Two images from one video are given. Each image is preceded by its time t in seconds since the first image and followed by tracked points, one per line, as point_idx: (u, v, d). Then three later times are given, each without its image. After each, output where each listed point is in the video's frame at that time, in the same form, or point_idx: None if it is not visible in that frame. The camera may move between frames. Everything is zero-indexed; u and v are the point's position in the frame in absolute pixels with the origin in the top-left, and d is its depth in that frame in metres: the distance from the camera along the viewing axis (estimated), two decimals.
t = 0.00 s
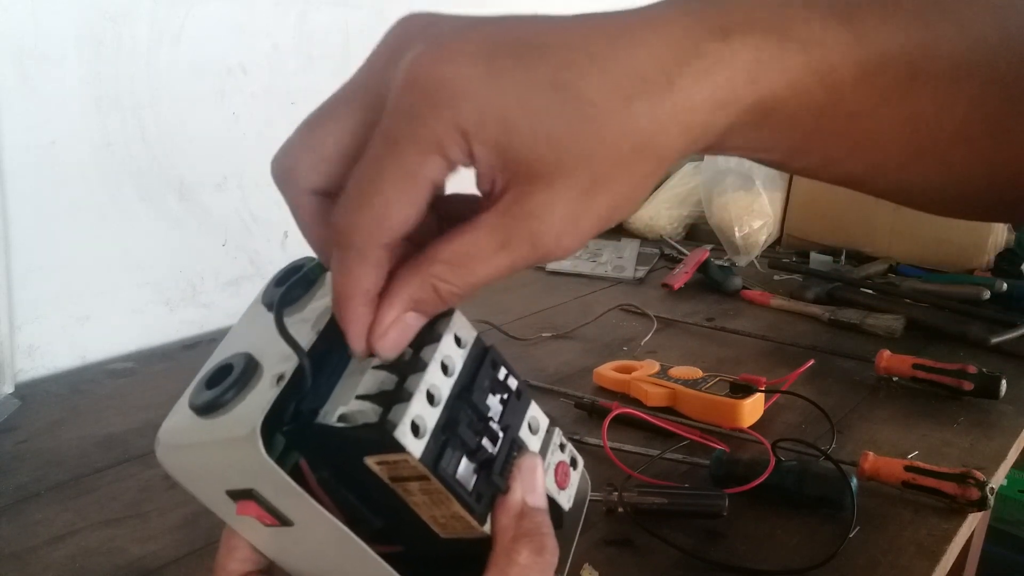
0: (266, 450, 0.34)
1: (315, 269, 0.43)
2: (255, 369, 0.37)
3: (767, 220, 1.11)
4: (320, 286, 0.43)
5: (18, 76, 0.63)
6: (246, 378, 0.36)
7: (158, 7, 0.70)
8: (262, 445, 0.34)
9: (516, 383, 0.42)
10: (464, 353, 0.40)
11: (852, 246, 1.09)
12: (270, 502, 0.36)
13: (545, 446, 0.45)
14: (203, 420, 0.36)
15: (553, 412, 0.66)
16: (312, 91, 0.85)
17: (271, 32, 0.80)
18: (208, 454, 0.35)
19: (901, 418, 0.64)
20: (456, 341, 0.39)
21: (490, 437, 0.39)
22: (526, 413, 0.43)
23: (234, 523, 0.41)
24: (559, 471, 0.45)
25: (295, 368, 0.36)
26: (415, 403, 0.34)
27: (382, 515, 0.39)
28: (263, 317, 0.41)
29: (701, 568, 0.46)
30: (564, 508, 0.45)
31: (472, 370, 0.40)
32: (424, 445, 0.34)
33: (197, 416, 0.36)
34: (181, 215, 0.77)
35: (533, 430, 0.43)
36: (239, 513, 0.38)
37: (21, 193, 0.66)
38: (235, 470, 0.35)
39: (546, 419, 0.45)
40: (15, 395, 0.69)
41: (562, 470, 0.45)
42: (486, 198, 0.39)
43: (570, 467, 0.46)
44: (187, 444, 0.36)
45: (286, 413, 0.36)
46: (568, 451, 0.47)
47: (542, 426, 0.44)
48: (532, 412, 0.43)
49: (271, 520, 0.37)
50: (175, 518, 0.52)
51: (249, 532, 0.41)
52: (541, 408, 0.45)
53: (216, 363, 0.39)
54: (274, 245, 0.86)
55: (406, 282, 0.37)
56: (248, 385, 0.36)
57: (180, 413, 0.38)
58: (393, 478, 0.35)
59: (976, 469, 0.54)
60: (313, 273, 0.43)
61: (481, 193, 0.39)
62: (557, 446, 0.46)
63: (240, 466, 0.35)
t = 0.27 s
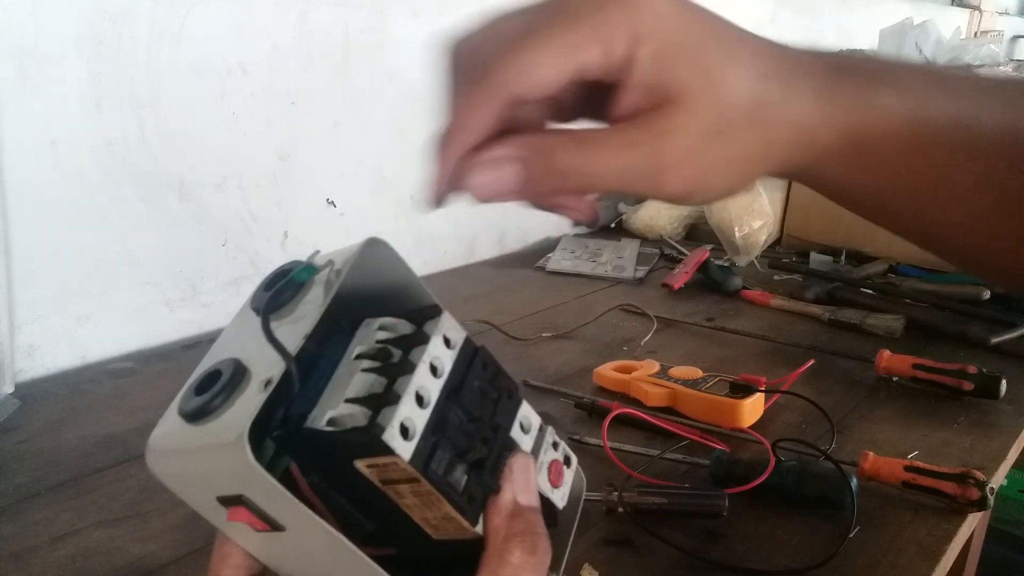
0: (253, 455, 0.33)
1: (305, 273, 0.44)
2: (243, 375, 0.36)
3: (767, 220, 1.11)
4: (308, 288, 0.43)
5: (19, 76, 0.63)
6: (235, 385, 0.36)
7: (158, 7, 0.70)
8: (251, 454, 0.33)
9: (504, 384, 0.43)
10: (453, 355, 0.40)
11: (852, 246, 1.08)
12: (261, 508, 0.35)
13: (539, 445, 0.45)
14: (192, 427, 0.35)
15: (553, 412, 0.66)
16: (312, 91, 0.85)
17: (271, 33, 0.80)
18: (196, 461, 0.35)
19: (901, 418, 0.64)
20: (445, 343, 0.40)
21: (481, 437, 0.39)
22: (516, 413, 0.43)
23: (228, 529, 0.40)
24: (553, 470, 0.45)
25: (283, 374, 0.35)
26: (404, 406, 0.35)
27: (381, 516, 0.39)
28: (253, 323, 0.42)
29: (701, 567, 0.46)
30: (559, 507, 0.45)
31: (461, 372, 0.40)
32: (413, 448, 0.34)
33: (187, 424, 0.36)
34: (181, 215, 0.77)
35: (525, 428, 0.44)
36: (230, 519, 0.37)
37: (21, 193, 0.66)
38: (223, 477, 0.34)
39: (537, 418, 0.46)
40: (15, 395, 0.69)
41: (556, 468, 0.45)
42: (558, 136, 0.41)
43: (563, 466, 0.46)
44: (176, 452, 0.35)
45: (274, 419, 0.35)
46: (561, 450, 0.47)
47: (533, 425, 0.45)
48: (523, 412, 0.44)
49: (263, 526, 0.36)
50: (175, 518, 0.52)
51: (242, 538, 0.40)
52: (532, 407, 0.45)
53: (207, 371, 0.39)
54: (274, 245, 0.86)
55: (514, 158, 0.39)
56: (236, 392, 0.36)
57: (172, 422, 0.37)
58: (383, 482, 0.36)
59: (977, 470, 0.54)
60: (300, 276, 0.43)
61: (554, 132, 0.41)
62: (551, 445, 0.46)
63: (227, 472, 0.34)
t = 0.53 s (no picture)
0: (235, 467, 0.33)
1: (280, 282, 0.41)
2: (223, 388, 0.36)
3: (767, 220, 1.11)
4: (284, 297, 0.40)
5: (20, 76, 0.64)
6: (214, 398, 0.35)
7: (158, 7, 0.70)
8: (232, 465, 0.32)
9: (488, 384, 0.43)
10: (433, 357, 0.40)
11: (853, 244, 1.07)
12: (245, 520, 0.35)
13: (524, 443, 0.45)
14: (173, 442, 0.35)
15: (552, 412, 0.66)
16: (312, 91, 0.85)
17: (270, 32, 0.79)
18: (178, 474, 0.34)
19: (901, 417, 0.64)
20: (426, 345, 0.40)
21: (465, 439, 0.39)
22: (501, 413, 0.43)
23: (213, 541, 0.39)
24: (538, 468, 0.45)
25: (261, 384, 0.34)
26: (385, 411, 0.35)
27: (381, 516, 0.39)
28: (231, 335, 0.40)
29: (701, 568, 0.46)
30: (547, 505, 0.45)
31: (442, 376, 0.40)
32: (394, 452, 0.34)
33: (169, 439, 0.35)
34: (181, 215, 0.77)
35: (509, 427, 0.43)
36: (216, 531, 0.37)
37: (21, 193, 0.66)
38: (206, 491, 0.34)
39: (522, 417, 0.45)
40: (15, 395, 0.69)
41: (541, 466, 0.45)
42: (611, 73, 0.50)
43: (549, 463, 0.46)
44: (158, 466, 0.35)
45: (255, 431, 0.35)
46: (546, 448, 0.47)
47: (518, 424, 0.45)
48: (507, 412, 0.44)
49: (249, 537, 0.36)
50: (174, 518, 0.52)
51: (230, 551, 0.39)
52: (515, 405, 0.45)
53: (187, 385, 0.38)
54: (275, 245, 0.86)
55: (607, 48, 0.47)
56: (215, 405, 0.35)
57: (154, 436, 0.37)
58: (368, 487, 0.36)
59: (977, 470, 0.54)
60: (275, 285, 0.41)
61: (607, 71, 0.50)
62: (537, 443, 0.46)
63: (211, 486, 0.33)
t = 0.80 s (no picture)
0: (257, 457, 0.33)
1: (300, 279, 0.42)
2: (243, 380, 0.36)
3: (767, 220, 1.11)
4: (303, 293, 0.41)
5: (19, 76, 0.64)
6: (234, 388, 0.36)
7: (158, 6, 0.70)
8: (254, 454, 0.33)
9: (499, 384, 0.43)
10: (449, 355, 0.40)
11: (852, 245, 1.08)
12: (262, 511, 0.35)
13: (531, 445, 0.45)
14: (191, 433, 0.35)
15: (553, 412, 0.66)
16: (312, 91, 0.85)
17: (270, 32, 0.79)
18: (197, 466, 0.34)
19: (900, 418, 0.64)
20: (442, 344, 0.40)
21: (479, 437, 0.39)
22: (511, 412, 0.43)
23: (221, 533, 0.39)
24: (546, 468, 0.45)
25: (284, 375, 0.35)
26: (405, 404, 0.35)
27: (383, 514, 0.39)
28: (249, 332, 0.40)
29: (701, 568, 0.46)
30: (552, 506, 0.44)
31: (457, 373, 0.40)
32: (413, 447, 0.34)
33: (187, 430, 0.35)
34: (182, 215, 0.77)
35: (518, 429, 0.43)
36: (231, 523, 0.37)
37: (21, 193, 0.66)
38: (226, 482, 0.34)
39: (530, 418, 0.45)
40: (15, 395, 0.69)
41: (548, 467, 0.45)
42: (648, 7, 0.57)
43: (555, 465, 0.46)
44: (176, 460, 0.35)
45: (273, 423, 0.36)
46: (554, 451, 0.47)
47: (527, 425, 0.45)
48: (516, 412, 0.44)
49: (264, 529, 0.36)
50: (174, 518, 0.52)
51: (240, 543, 0.40)
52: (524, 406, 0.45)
53: (205, 378, 0.38)
54: (274, 245, 0.86)
55: None
56: (235, 397, 0.35)
57: (169, 428, 0.37)
58: (383, 482, 0.35)
59: (977, 469, 0.54)
60: (295, 283, 0.42)
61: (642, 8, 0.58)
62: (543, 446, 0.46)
63: (231, 476, 0.34)
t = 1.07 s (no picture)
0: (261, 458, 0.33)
1: (300, 281, 0.42)
2: (244, 381, 0.36)
3: (767, 220, 1.11)
4: (303, 295, 0.41)
5: (19, 76, 0.64)
6: (236, 389, 0.35)
7: (158, 6, 0.70)
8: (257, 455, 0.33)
9: (498, 387, 0.43)
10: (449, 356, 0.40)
11: (852, 245, 1.08)
12: (263, 513, 0.35)
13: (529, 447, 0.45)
14: (194, 434, 0.35)
15: (553, 412, 0.66)
16: (312, 91, 0.85)
17: (270, 32, 0.79)
18: (199, 467, 0.34)
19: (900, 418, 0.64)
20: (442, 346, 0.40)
21: (478, 438, 0.39)
22: (509, 414, 0.43)
23: (220, 534, 0.39)
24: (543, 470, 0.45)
25: (285, 376, 0.35)
26: (405, 405, 0.35)
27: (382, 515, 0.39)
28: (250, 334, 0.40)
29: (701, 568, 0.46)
30: (551, 508, 0.44)
31: (456, 374, 0.40)
32: (414, 447, 0.34)
33: (189, 431, 0.35)
34: (181, 215, 0.77)
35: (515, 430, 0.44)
36: (231, 525, 0.37)
37: (21, 193, 0.66)
38: (228, 483, 0.34)
39: (528, 421, 0.46)
40: (15, 395, 0.69)
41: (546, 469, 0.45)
42: None
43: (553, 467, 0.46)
44: (178, 461, 0.35)
45: (274, 424, 0.35)
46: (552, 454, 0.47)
47: (525, 428, 0.45)
48: (516, 414, 0.44)
49: (264, 531, 0.36)
50: (174, 518, 0.52)
51: (240, 544, 0.40)
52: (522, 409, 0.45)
53: (206, 379, 0.38)
54: (274, 245, 0.86)
55: None
56: (238, 398, 0.35)
57: (170, 431, 0.37)
58: (384, 483, 0.36)
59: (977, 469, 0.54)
60: (295, 285, 0.42)
61: None
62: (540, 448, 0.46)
63: (233, 477, 0.34)
